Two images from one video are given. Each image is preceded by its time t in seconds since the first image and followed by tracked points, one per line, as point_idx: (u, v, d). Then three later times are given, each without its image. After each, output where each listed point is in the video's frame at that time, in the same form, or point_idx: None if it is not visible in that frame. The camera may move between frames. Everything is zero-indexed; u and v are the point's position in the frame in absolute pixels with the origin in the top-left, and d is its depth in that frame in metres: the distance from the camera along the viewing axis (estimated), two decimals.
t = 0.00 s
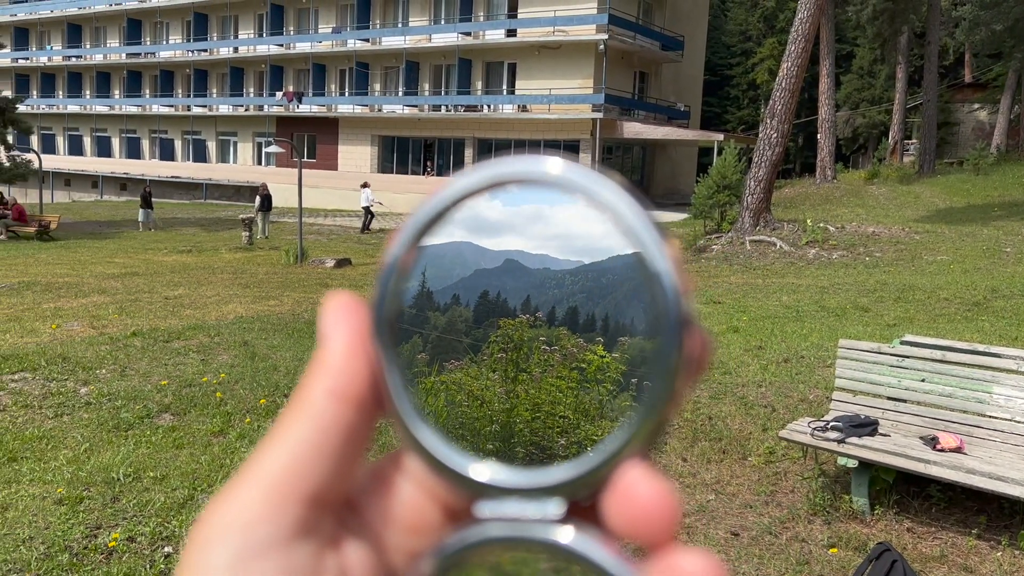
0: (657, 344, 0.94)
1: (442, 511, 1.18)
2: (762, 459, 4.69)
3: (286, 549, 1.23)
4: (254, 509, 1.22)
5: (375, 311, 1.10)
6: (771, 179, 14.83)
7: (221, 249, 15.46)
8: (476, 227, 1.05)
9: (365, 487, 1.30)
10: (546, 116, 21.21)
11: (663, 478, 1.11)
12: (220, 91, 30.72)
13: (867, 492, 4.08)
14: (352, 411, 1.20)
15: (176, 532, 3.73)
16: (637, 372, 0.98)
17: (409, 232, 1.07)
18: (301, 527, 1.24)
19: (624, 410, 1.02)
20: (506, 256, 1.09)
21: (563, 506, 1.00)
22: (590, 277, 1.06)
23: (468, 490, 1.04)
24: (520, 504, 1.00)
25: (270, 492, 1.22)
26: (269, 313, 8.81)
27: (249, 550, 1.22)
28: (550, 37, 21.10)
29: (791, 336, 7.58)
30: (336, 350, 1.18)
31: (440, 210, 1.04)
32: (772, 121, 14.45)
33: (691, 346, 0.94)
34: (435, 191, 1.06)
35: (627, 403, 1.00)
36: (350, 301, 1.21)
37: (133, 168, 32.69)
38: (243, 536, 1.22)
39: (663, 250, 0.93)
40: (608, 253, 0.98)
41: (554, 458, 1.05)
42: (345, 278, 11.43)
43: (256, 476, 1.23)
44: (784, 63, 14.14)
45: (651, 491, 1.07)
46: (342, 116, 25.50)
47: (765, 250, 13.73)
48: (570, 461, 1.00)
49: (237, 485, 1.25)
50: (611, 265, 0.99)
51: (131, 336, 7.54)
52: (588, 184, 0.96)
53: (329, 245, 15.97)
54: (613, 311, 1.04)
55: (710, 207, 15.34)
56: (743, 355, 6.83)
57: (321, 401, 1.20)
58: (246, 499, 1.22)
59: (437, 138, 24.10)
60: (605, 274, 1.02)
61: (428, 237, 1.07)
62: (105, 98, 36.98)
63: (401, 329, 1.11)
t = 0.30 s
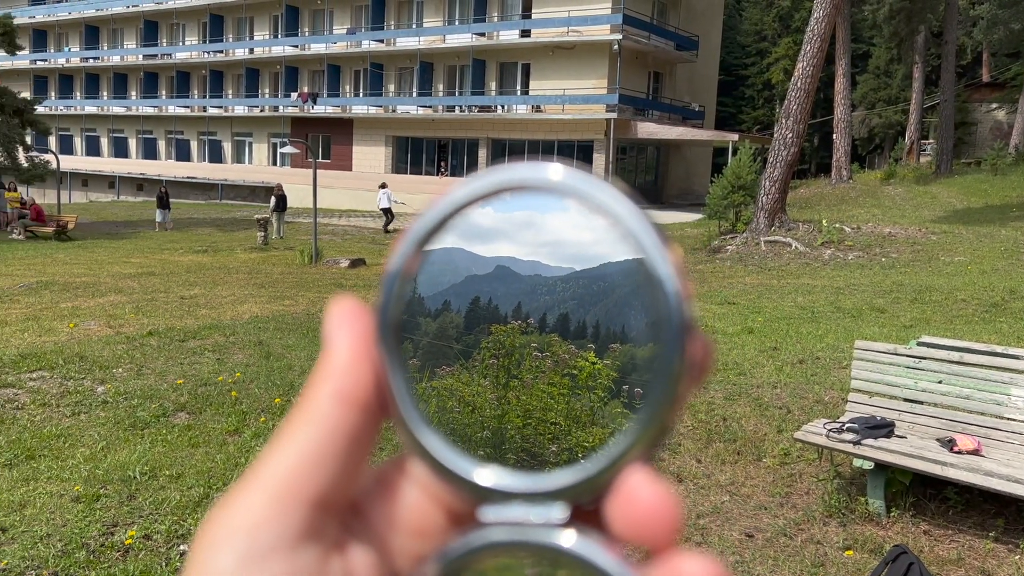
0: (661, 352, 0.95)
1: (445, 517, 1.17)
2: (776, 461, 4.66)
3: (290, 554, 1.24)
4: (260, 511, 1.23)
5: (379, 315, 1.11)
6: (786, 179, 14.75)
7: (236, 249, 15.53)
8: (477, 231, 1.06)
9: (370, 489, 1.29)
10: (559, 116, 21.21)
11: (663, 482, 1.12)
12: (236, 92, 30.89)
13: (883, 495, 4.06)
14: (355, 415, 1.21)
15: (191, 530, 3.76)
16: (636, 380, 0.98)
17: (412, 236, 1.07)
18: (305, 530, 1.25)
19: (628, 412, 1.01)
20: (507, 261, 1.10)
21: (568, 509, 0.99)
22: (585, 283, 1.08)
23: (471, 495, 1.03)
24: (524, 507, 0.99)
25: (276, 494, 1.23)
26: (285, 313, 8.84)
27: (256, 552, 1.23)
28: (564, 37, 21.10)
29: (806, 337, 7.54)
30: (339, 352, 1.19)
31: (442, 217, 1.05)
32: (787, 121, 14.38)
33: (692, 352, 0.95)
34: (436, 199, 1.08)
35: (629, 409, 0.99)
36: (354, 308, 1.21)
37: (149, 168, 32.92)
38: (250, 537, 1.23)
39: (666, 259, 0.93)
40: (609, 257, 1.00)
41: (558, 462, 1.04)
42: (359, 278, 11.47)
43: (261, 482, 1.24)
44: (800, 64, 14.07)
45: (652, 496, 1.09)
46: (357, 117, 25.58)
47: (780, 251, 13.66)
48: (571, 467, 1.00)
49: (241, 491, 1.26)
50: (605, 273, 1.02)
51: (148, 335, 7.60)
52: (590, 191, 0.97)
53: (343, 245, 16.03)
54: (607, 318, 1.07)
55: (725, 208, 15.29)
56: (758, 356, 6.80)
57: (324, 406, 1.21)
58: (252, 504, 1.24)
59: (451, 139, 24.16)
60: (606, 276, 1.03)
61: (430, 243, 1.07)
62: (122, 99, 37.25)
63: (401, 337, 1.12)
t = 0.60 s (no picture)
0: (663, 359, 0.95)
1: (449, 524, 1.15)
2: (793, 462, 4.64)
3: (296, 561, 1.22)
4: (265, 518, 1.22)
5: (383, 325, 1.11)
6: (802, 180, 14.65)
7: (252, 248, 15.62)
8: (480, 243, 1.06)
9: (375, 496, 1.27)
10: (574, 116, 21.19)
11: (668, 489, 1.09)
12: (252, 93, 31.01)
13: (900, 498, 4.02)
14: (361, 422, 1.19)
15: (206, 529, 3.78)
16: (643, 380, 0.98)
17: (419, 244, 1.07)
18: (312, 537, 1.23)
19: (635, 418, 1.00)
20: (508, 263, 1.08)
21: (572, 517, 0.99)
22: (579, 284, 1.06)
23: (476, 503, 1.03)
24: (528, 515, 0.99)
25: (281, 501, 1.22)
26: (300, 313, 8.85)
27: (262, 558, 1.22)
28: (579, 37, 21.06)
29: (823, 338, 7.49)
30: (344, 362, 1.17)
31: (451, 228, 1.05)
32: (803, 121, 14.29)
33: (695, 361, 0.94)
34: (441, 209, 1.08)
35: (634, 413, 0.98)
36: (358, 314, 1.20)
37: (166, 168, 33.14)
38: (257, 544, 1.22)
39: (669, 260, 0.93)
40: (614, 255, 0.98)
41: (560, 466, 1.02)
42: (374, 278, 11.49)
43: (267, 490, 1.23)
44: (816, 63, 13.99)
45: (655, 503, 1.05)
46: (372, 118, 25.67)
47: (796, 251, 13.59)
48: (576, 474, 1.00)
49: (248, 498, 1.25)
50: (601, 272, 1.01)
51: (164, 335, 7.65)
52: (593, 200, 0.97)
53: (358, 245, 16.07)
54: (601, 318, 1.06)
55: (740, 208, 15.23)
56: (774, 358, 6.76)
57: (332, 414, 1.20)
58: (259, 510, 1.22)
59: (466, 139, 24.18)
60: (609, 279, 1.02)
61: (435, 246, 1.07)
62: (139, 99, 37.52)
63: (404, 343, 1.11)
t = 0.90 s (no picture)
0: (651, 364, 0.91)
1: (439, 532, 1.10)
2: (811, 464, 4.60)
3: (286, 568, 1.18)
4: (255, 528, 1.17)
5: (372, 333, 1.08)
6: (820, 180, 14.55)
7: (269, 247, 15.71)
8: (456, 244, 1.02)
9: (364, 503, 1.21)
10: (590, 116, 21.17)
11: (661, 498, 1.05)
12: (269, 93, 31.16)
13: (919, 501, 3.98)
14: (352, 431, 1.16)
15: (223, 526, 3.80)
16: (595, 371, 1.04)
17: (406, 252, 1.03)
18: (300, 547, 1.18)
19: (625, 422, 0.96)
20: (487, 265, 1.05)
21: (561, 525, 0.95)
22: (548, 279, 1.04)
23: (466, 511, 1.00)
24: (516, 521, 0.95)
25: (270, 511, 1.17)
26: (317, 312, 8.88)
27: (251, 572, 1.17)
28: (595, 37, 21.04)
29: (840, 339, 7.44)
30: (332, 369, 1.13)
31: (433, 235, 1.01)
32: (821, 121, 14.18)
33: (684, 366, 0.89)
34: (425, 214, 1.04)
35: (626, 419, 0.95)
36: (348, 321, 1.16)
37: (184, 168, 33.37)
38: (247, 555, 1.17)
39: (655, 259, 0.89)
40: (593, 255, 0.95)
41: (546, 468, 1.00)
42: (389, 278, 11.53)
43: (254, 501, 1.19)
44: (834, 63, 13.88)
45: (644, 512, 1.02)
46: (388, 118, 25.81)
47: (813, 252, 13.50)
48: (567, 480, 0.96)
49: (236, 510, 1.20)
50: (568, 266, 1.00)
51: (182, 333, 7.70)
52: (576, 203, 0.93)
53: (374, 245, 16.12)
54: (568, 313, 1.04)
55: (757, 208, 15.17)
56: (791, 359, 6.73)
57: (320, 421, 1.16)
58: (248, 521, 1.18)
59: (481, 139, 24.23)
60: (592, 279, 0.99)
61: (421, 252, 1.03)
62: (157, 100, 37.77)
63: (389, 348, 1.08)
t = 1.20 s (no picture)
0: (643, 367, 0.91)
1: (435, 535, 1.11)
2: (827, 467, 4.57)
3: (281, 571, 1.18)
4: (251, 532, 1.17)
5: (369, 338, 1.08)
6: (837, 180, 14.43)
7: (285, 247, 15.73)
8: (446, 244, 1.02)
9: (359, 507, 1.21)
10: (606, 116, 21.13)
11: (651, 500, 1.06)
12: (286, 93, 31.28)
13: (938, 505, 3.94)
14: (347, 436, 1.16)
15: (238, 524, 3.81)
16: (574, 370, 1.08)
17: (401, 257, 1.03)
18: (295, 550, 1.18)
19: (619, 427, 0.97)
20: (474, 269, 1.05)
21: (555, 528, 0.96)
22: (527, 277, 1.06)
23: (461, 515, 1.00)
24: (512, 525, 0.96)
25: (267, 514, 1.17)
26: (333, 312, 8.90)
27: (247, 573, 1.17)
28: (611, 37, 21.00)
29: (858, 341, 7.38)
30: (329, 373, 1.14)
31: (428, 238, 1.01)
32: (839, 121, 14.06)
33: (677, 371, 0.90)
34: (420, 220, 1.04)
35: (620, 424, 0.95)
36: (344, 327, 1.18)
37: (201, 168, 33.56)
38: (242, 555, 1.17)
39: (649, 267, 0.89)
40: (582, 259, 0.96)
41: (535, 475, 1.02)
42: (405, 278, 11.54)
43: (250, 504, 1.18)
44: (853, 62, 13.76)
45: (639, 514, 1.03)
46: (404, 118, 25.83)
47: (831, 253, 13.41)
48: (562, 486, 0.97)
49: (231, 513, 1.20)
50: (546, 266, 1.01)
51: (199, 332, 7.74)
52: (571, 210, 0.93)
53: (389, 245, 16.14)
54: (546, 311, 1.07)
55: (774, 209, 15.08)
56: (808, 361, 6.68)
57: (316, 425, 1.16)
58: (244, 523, 1.18)
59: (496, 139, 24.22)
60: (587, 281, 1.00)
61: (417, 259, 1.04)
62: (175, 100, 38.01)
63: (385, 354, 1.09)
